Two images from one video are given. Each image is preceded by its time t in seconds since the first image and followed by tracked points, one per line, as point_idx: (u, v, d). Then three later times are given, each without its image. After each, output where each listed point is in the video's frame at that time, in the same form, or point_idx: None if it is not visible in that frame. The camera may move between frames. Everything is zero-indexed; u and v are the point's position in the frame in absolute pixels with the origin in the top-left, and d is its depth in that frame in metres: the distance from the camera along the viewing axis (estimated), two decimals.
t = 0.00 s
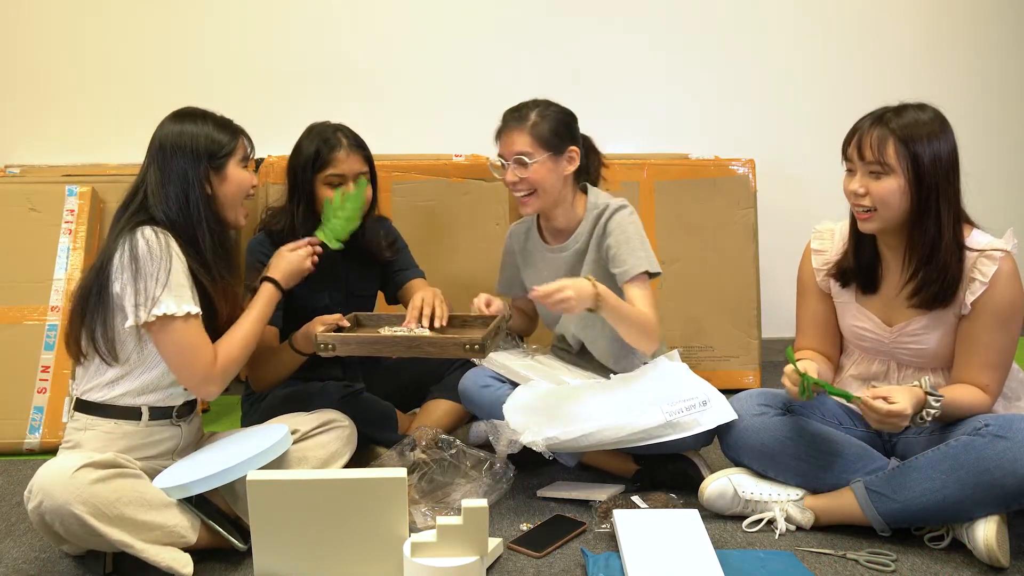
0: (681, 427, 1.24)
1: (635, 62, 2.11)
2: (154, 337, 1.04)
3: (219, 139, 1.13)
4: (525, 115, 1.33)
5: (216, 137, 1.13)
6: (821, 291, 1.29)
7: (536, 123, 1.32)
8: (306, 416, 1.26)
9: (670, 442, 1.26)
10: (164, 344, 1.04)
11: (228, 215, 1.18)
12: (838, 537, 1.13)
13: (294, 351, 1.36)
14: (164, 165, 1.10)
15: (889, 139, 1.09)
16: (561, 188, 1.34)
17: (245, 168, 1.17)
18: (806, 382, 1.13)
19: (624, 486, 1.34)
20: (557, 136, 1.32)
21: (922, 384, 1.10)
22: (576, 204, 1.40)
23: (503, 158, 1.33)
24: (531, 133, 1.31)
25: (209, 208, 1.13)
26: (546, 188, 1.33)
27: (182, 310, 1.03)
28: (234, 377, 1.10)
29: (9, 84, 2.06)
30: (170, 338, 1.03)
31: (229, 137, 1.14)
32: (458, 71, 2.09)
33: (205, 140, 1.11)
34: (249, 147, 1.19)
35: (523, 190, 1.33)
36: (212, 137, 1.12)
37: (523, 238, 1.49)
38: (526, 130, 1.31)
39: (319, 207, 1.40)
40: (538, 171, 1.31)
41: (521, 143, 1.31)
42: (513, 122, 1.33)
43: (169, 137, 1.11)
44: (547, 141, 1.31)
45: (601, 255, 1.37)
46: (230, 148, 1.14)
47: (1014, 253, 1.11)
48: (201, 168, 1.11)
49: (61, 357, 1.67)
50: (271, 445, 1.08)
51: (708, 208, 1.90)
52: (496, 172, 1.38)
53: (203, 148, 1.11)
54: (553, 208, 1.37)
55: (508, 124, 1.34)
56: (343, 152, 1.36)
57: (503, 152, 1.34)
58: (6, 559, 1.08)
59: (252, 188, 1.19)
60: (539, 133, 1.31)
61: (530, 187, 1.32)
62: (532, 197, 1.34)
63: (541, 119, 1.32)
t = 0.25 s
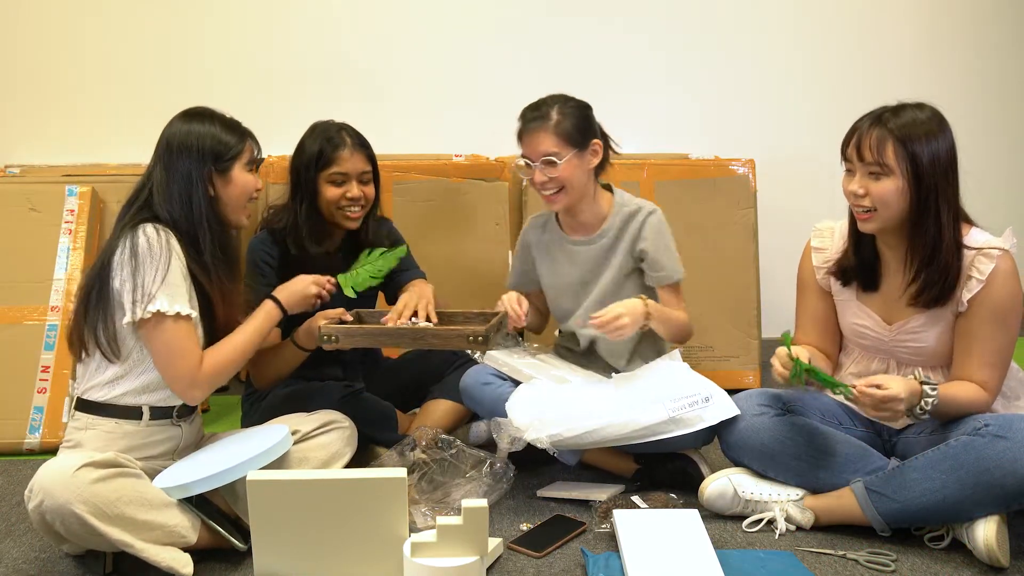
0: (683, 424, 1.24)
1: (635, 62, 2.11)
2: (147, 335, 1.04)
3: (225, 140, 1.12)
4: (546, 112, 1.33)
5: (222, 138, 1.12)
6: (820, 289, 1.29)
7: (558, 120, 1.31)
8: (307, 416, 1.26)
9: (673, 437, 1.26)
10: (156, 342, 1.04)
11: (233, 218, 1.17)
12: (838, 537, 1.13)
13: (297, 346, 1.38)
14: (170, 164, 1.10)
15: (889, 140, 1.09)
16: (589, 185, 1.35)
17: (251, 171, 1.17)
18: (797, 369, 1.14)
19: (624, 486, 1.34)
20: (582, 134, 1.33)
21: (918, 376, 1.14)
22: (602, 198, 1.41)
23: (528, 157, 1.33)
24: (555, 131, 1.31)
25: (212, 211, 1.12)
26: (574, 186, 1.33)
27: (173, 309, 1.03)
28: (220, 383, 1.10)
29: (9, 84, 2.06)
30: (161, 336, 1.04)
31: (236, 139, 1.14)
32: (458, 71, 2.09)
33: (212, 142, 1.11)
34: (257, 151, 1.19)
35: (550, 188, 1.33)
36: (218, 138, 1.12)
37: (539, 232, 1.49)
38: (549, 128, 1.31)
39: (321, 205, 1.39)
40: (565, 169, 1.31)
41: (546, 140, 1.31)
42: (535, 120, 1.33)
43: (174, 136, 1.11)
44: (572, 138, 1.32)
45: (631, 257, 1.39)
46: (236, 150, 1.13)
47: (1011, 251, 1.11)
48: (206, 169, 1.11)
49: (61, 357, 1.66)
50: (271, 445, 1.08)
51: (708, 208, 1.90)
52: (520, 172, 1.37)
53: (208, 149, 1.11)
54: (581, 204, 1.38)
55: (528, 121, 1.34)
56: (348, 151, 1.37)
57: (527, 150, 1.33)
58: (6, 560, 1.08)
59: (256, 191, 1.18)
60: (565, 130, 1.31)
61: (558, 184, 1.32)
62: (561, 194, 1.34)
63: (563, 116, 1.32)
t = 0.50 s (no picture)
0: (683, 422, 1.24)
1: (635, 62, 2.11)
2: (146, 336, 1.04)
3: (219, 140, 1.12)
4: (568, 107, 1.33)
5: (216, 138, 1.12)
6: (819, 287, 1.29)
7: (580, 116, 1.32)
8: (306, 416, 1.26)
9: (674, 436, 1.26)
10: (154, 343, 1.04)
11: (225, 218, 1.17)
12: (838, 537, 1.13)
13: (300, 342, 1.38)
14: (164, 162, 1.10)
15: (887, 138, 1.09)
16: (609, 181, 1.36)
17: (244, 171, 1.17)
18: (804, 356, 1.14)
19: (624, 486, 1.34)
20: (604, 130, 1.33)
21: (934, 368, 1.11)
22: (620, 198, 1.42)
23: (548, 151, 1.33)
24: (577, 126, 1.31)
25: (205, 210, 1.12)
26: (595, 181, 1.33)
27: (172, 310, 1.03)
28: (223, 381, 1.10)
29: (9, 83, 2.06)
30: (161, 338, 1.04)
31: (230, 139, 1.14)
32: (458, 71, 2.09)
33: (205, 141, 1.11)
34: (251, 151, 1.19)
35: (570, 183, 1.33)
36: (211, 138, 1.12)
37: (552, 225, 1.48)
38: (571, 122, 1.31)
39: (321, 199, 1.39)
40: (586, 164, 1.31)
41: (567, 135, 1.31)
42: (556, 115, 1.33)
43: (168, 134, 1.11)
44: (594, 133, 1.32)
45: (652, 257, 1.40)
46: (229, 150, 1.13)
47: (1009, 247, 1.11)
48: (200, 169, 1.11)
49: (61, 357, 1.66)
50: (271, 445, 1.08)
51: (708, 208, 1.90)
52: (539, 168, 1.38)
53: (202, 148, 1.11)
54: (601, 200, 1.38)
55: (548, 116, 1.35)
56: (348, 147, 1.37)
57: (547, 145, 1.34)
58: (6, 560, 1.08)
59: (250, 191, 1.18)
60: (586, 126, 1.31)
61: (580, 179, 1.33)
62: (581, 189, 1.34)
63: (584, 111, 1.32)
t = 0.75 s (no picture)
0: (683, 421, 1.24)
1: (635, 62, 2.11)
2: (143, 338, 1.04)
3: (205, 135, 1.12)
4: (582, 105, 1.33)
5: (201, 133, 1.12)
6: (817, 286, 1.29)
7: (592, 114, 1.32)
8: (306, 416, 1.26)
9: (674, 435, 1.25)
10: (152, 345, 1.04)
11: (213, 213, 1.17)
12: (838, 537, 1.13)
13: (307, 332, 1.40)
14: (149, 158, 1.10)
15: (882, 137, 1.10)
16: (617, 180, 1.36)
17: (230, 166, 1.16)
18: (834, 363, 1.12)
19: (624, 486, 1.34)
20: (615, 129, 1.33)
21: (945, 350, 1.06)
22: (630, 198, 1.41)
23: (559, 148, 1.33)
24: (588, 124, 1.31)
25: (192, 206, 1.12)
26: (603, 179, 1.33)
27: (169, 310, 1.03)
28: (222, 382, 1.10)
29: (9, 83, 2.06)
30: (159, 339, 1.03)
31: (216, 133, 1.13)
32: (458, 71, 2.09)
33: (190, 136, 1.11)
34: (238, 145, 1.18)
35: (579, 180, 1.34)
36: (196, 133, 1.11)
37: (563, 220, 1.47)
38: (584, 119, 1.32)
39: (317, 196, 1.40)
40: (596, 162, 1.31)
41: (579, 132, 1.31)
42: (569, 112, 1.33)
43: (154, 130, 1.10)
44: (605, 131, 1.32)
45: (655, 255, 1.39)
46: (215, 145, 1.13)
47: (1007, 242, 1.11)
48: (185, 164, 1.10)
49: (61, 357, 1.66)
50: (270, 445, 1.08)
51: (708, 208, 1.90)
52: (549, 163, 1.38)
53: (187, 143, 1.10)
54: (609, 198, 1.38)
55: (562, 112, 1.35)
56: (343, 144, 1.38)
57: (558, 141, 1.34)
58: (7, 560, 1.08)
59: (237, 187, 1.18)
60: (598, 124, 1.32)
61: (589, 176, 1.33)
62: (590, 187, 1.34)
63: (597, 110, 1.33)
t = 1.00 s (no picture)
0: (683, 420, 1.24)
1: (635, 62, 2.11)
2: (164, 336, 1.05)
3: (189, 128, 1.12)
4: (576, 106, 1.33)
5: (182, 127, 1.12)
6: (816, 285, 1.30)
7: (588, 115, 1.32)
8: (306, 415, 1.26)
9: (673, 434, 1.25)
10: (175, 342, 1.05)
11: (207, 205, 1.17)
12: (838, 537, 1.13)
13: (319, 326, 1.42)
14: (135, 159, 1.10)
15: (875, 138, 1.10)
16: (610, 179, 1.36)
17: (218, 155, 1.16)
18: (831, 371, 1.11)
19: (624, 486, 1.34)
20: (609, 129, 1.33)
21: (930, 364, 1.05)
22: (622, 197, 1.42)
23: (552, 148, 1.34)
24: (582, 125, 1.31)
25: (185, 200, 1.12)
26: (596, 179, 1.34)
27: (187, 307, 1.04)
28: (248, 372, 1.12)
29: (9, 83, 2.06)
30: (178, 335, 1.04)
31: (198, 124, 1.13)
32: (458, 71, 2.09)
33: (172, 130, 1.11)
34: (222, 134, 1.18)
35: (572, 181, 1.34)
36: (179, 127, 1.11)
37: (557, 221, 1.49)
38: (579, 120, 1.31)
39: (314, 192, 1.39)
40: (590, 163, 1.31)
41: (573, 133, 1.31)
42: (563, 113, 1.33)
43: (136, 130, 1.10)
44: (598, 132, 1.32)
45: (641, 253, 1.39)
46: (199, 135, 1.13)
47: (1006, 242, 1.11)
48: (171, 160, 1.10)
49: (61, 357, 1.66)
50: (270, 444, 1.08)
51: (708, 208, 1.90)
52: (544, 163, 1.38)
53: (173, 139, 1.10)
54: (603, 198, 1.38)
55: (556, 112, 1.35)
56: (341, 141, 1.38)
57: (552, 142, 1.34)
58: (7, 560, 1.08)
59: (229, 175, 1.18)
60: (593, 125, 1.32)
61: (582, 177, 1.33)
62: (583, 188, 1.34)
63: (592, 110, 1.32)
